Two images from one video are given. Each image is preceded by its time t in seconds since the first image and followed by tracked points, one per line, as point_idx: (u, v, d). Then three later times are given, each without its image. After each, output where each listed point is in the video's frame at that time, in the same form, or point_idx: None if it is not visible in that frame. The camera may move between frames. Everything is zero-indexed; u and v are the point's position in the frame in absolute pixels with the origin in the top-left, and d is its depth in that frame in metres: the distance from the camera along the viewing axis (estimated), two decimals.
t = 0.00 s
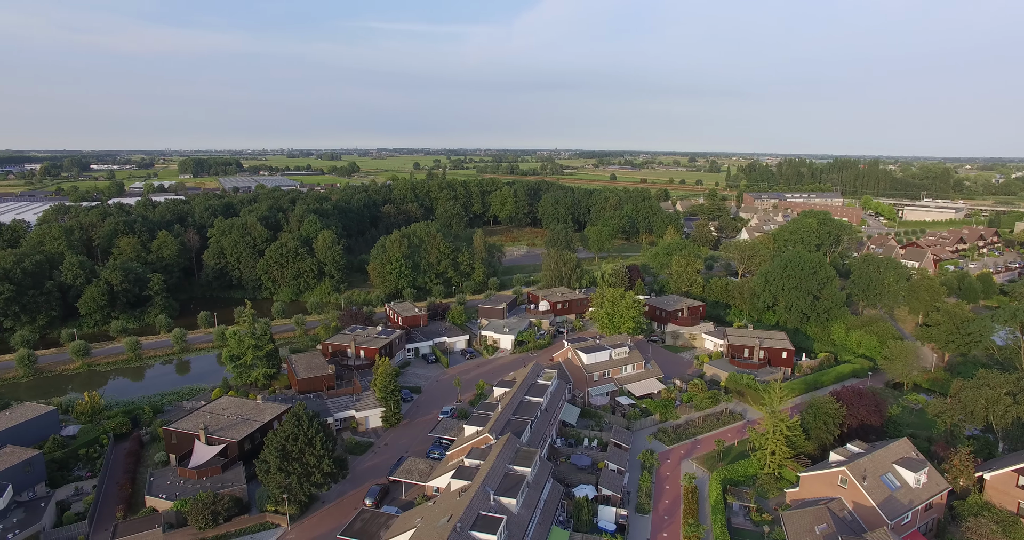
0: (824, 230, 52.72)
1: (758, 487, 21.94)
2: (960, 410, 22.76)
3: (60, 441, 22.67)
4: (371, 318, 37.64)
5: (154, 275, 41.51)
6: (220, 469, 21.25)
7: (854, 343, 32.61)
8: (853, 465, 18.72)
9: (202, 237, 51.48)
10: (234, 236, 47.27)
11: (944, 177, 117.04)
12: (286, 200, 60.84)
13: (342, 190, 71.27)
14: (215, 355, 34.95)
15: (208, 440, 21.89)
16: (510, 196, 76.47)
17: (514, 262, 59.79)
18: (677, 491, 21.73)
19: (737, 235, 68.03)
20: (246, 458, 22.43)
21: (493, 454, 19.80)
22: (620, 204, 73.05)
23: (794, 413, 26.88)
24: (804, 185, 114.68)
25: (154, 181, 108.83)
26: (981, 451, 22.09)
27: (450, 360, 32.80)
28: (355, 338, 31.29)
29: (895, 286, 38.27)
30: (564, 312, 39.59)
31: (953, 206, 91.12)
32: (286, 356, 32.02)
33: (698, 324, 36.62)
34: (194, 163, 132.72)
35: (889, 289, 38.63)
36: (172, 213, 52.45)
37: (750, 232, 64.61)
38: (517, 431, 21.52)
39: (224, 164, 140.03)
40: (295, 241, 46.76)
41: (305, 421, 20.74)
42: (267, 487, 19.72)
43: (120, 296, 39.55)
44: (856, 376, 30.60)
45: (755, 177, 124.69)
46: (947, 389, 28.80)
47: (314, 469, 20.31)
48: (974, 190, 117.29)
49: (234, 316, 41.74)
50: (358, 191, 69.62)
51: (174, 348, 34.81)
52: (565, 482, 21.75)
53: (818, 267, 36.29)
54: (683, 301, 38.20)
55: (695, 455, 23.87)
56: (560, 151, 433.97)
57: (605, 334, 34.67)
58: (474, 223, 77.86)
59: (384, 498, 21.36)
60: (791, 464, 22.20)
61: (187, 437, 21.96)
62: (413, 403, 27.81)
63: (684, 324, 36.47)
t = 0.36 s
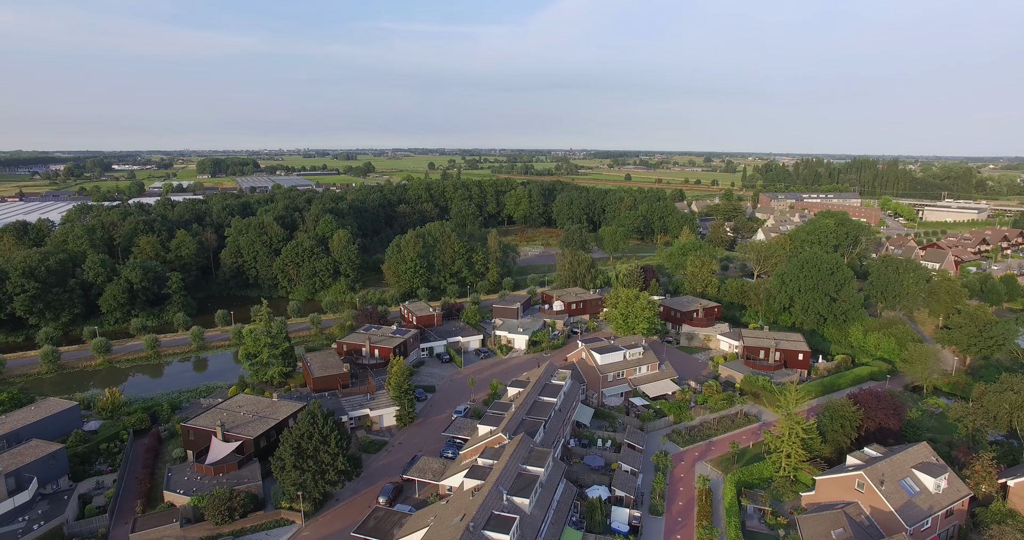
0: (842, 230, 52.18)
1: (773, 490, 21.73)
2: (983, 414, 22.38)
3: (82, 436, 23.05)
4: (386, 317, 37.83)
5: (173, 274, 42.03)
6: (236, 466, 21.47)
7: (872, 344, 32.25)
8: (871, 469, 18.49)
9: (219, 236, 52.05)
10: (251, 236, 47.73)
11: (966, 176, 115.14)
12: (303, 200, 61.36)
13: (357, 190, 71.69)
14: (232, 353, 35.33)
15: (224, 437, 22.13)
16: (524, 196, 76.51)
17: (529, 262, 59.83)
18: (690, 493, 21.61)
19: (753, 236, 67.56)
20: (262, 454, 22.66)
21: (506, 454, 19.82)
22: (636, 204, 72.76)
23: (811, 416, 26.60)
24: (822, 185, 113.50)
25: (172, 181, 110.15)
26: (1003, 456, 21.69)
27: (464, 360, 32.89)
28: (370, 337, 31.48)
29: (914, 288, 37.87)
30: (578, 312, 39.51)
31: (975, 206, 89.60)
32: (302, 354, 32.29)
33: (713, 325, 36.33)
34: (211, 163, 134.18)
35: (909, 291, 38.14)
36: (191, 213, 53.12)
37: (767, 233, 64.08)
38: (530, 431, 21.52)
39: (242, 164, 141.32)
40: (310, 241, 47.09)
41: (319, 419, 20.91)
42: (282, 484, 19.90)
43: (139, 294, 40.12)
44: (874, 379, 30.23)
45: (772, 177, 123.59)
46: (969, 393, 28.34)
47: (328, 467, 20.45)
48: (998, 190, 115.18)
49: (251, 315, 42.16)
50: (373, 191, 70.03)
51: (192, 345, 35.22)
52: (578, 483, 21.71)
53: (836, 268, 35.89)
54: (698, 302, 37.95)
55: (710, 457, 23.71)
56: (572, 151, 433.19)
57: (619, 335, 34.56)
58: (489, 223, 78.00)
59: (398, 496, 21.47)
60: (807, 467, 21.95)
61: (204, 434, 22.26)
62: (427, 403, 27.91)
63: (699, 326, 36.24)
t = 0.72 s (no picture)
0: (861, 232, 51.64)
1: (789, 494, 21.50)
2: (1006, 420, 22.04)
3: (104, 430, 23.39)
4: (401, 316, 38.01)
5: (191, 272, 42.55)
6: (252, 462, 21.68)
7: (892, 348, 31.54)
8: (890, 475, 18.22)
9: (237, 234, 52.62)
10: (268, 234, 48.20)
11: (990, 178, 113.11)
12: (319, 199, 61.88)
13: (373, 190, 72.20)
14: (249, 350, 35.68)
15: (241, 433, 22.35)
16: (539, 196, 76.50)
17: (544, 262, 59.88)
18: (705, 496, 21.47)
19: (770, 237, 67.02)
20: (278, 451, 22.85)
21: (519, 454, 19.82)
22: (651, 205, 72.45)
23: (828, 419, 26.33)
24: (841, 186, 112.23)
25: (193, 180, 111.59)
26: None
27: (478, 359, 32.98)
28: (385, 336, 31.65)
29: (935, 291, 37.45)
30: (593, 313, 39.38)
31: (999, 208, 88.03)
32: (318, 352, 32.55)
33: (729, 327, 35.95)
34: (230, 162, 135.77)
35: (930, 294, 37.66)
36: (209, 212, 53.76)
37: (784, 234, 63.55)
38: (544, 431, 21.51)
39: (261, 163, 142.93)
40: (327, 240, 47.42)
41: (334, 417, 21.05)
42: (297, 481, 20.06)
43: (159, 291, 40.64)
44: (893, 383, 29.87)
45: (790, 178, 122.42)
46: (992, 399, 27.85)
47: (343, 464, 20.59)
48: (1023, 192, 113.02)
49: (268, 313, 42.56)
50: (389, 190, 70.44)
51: (210, 343, 35.63)
52: (592, 484, 21.66)
53: (854, 270, 35.51)
54: (713, 303, 37.69)
55: (724, 460, 23.53)
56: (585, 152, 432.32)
57: (633, 336, 34.45)
58: (504, 223, 78.13)
59: (411, 495, 21.54)
60: (824, 471, 21.70)
61: (221, 430, 22.56)
62: (441, 402, 28.00)
63: (714, 327, 35.96)
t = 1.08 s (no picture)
0: (885, 234, 50.91)
1: (808, 499, 21.22)
2: None
3: (128, 424, 23.87)
4: (419, 315, 38.22)
5: (213, 269, 43.18)
6: (271, 458, 21.92)
7: (916, 352, 31.18)
8: (914, 482, 17.92)
9: (258, 233, 53.31)
10: (288, 233, 48.76)
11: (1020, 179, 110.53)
12: (339, 198, 62.47)
13: (392, 189, 72.76)
14: (269, 347, 36.11)
15: (260, 429, 22.64)
16: (558, 196, 76.44)
17: (562, 262, 59.96)
18: (722, 499, 21.28)
19: (790, 238, 66.36)
20: (296, 448, 23.09)
21: (536, 454, 19.83)
22: (670, 205, 72.02)
23: (849, 424, 26.00)
24: (864, 187, 110.66)
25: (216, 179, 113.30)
26: None
27: (496, 359, 33.04)
28: (403, 335, 31.86)
29: (962, 295, 36.77)
30: (610, 313, 39.25)
31: None
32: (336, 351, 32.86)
33: (748, 329, 35.65)
34: (251, 162, 137.88)
35: (956, 298, 36.96)
36: (231, 211, 54.53)
37: (805, 236, 62.82)
38: (561, 431, 21.50)
39: (282, 162, 144.71)
40: (346, 239, 47.80)
41: (352, 415, 21.24)
42: (315, 477, 20.25)
43: (182, 288, 41.30)
44: (918, 388, 29.38)
45: (811, 180, 120.94)
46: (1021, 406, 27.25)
47: (360, 462, 20.76)
48: None
49: (288, 311, 43.10)
50: (408, 190, 70.88)
51: (231, 339, 36.13)
52: (608, 485, 21.60)
53: (877, 273, 34.97)
54: (733, 305, 37.36)
55: (743, 463, 23.31)
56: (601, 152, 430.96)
57: (651, 337, 34.30)
58: (522, 223, 78.24)
59: (428, 493, 21.64)
60: (844, 477, 21.41)
61: (241, 426, 22.87)
62: (458, 401, 28.10)
63: (733, 329, 35.69)
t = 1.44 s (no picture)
0: (911, 236, 50.02)
1: (830, 505, 20.90)
2: None
3: (154, 418, 24.35)
4: (438, 314, 38.42)
5: (236, 267, 43.84)
6: (291, 454, 22.18)
7: (944, 358, 30.58)
8: (940, 490, 17.59)
9: (281, 232, 54.04)
10: (310, 232, 49.32)
11: None
12: (360, 197, 63.05)
13: (413, 189, 73.29)
14: (290, 344, 36.56)
15: (281, 426, 22.93)
16: (578, 196, 76.25)
17: (582, 262, 59.98)
18: (742, 503, 21.05)
19: (814, 240, 65.52)
20: (316, 444, 23.33)
21: (554, 455, 19.81)
22: (691, 206, 71.50)
23: (873, 429, 25.59)
24: (891, 189, 108.85)
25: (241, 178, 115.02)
26: None
27: (514, 359, 33.10)
28: (422, 333, 32.08)
29: (992, 299, 35.94)
30: (630, 314, 39.09)
31: None
32: (356, 349, 33.20)
33: (769, 331, 35.36)
34: (275, 161, 139.86)
35: (986, 301, 36.13)
36: (255, 210, 55.33)
37: (829, 238, 61.96)
38: (579, 432, 21.48)
39: (305, 162, 146.38)
40: (367, 237, 48.20)
41: (371, 412, 21.42)
42: (334, 474, 20.45)
43: (206, 286, 42.00)
44: (946, 394, 28.82)
45: (836, 181, 119.32)
46: None
47: (379, 459, 20.92)
48: None
49: (309, 309, 43.63)
50: (429, 190, 71.33)
51: (253, 337, 36.62)
52: (626, 487, 21.52)
53: (903, 276, 34.32)
54: (754, 307, 37.00)
55: (763, 467, 23.05)
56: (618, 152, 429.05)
57: (671, 338, 34.08)
58: (542, 223, 78.30)
59: (446, 491, 21.71)
60: (868, 483, 21.05)
61: (263, 422, 23.19)
62: (477, 400, 28.18)
63: (754, 331, 35.38)
